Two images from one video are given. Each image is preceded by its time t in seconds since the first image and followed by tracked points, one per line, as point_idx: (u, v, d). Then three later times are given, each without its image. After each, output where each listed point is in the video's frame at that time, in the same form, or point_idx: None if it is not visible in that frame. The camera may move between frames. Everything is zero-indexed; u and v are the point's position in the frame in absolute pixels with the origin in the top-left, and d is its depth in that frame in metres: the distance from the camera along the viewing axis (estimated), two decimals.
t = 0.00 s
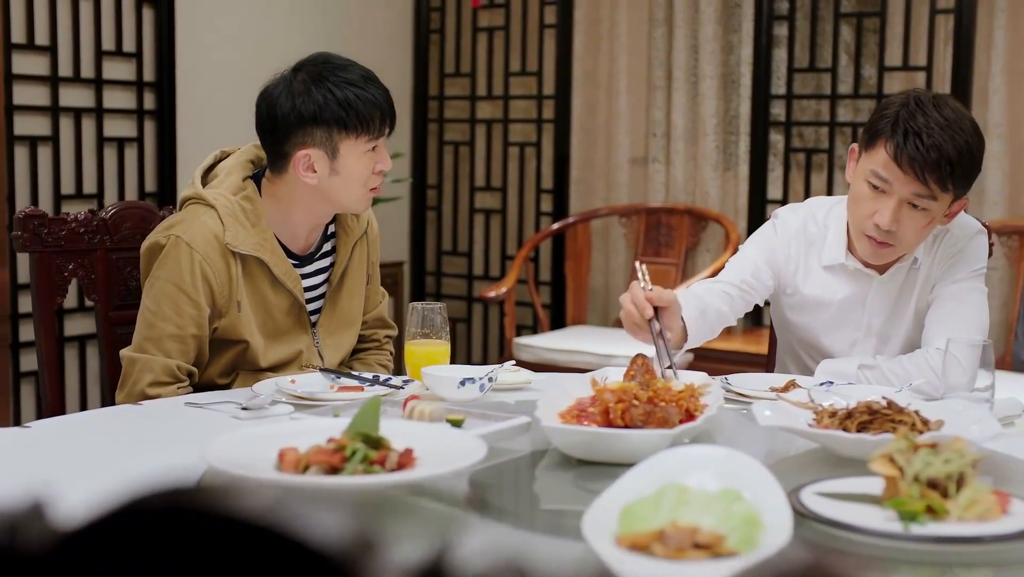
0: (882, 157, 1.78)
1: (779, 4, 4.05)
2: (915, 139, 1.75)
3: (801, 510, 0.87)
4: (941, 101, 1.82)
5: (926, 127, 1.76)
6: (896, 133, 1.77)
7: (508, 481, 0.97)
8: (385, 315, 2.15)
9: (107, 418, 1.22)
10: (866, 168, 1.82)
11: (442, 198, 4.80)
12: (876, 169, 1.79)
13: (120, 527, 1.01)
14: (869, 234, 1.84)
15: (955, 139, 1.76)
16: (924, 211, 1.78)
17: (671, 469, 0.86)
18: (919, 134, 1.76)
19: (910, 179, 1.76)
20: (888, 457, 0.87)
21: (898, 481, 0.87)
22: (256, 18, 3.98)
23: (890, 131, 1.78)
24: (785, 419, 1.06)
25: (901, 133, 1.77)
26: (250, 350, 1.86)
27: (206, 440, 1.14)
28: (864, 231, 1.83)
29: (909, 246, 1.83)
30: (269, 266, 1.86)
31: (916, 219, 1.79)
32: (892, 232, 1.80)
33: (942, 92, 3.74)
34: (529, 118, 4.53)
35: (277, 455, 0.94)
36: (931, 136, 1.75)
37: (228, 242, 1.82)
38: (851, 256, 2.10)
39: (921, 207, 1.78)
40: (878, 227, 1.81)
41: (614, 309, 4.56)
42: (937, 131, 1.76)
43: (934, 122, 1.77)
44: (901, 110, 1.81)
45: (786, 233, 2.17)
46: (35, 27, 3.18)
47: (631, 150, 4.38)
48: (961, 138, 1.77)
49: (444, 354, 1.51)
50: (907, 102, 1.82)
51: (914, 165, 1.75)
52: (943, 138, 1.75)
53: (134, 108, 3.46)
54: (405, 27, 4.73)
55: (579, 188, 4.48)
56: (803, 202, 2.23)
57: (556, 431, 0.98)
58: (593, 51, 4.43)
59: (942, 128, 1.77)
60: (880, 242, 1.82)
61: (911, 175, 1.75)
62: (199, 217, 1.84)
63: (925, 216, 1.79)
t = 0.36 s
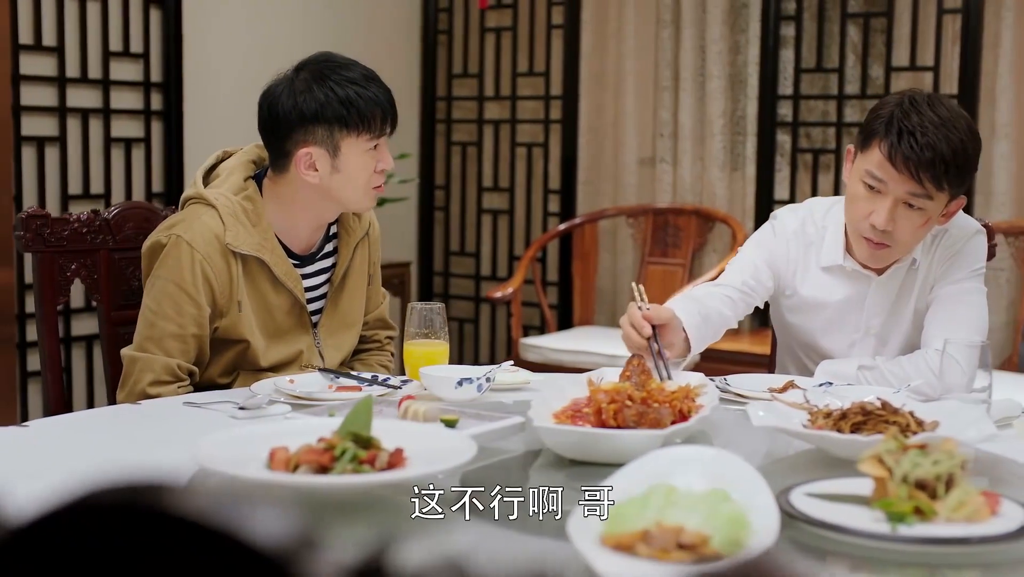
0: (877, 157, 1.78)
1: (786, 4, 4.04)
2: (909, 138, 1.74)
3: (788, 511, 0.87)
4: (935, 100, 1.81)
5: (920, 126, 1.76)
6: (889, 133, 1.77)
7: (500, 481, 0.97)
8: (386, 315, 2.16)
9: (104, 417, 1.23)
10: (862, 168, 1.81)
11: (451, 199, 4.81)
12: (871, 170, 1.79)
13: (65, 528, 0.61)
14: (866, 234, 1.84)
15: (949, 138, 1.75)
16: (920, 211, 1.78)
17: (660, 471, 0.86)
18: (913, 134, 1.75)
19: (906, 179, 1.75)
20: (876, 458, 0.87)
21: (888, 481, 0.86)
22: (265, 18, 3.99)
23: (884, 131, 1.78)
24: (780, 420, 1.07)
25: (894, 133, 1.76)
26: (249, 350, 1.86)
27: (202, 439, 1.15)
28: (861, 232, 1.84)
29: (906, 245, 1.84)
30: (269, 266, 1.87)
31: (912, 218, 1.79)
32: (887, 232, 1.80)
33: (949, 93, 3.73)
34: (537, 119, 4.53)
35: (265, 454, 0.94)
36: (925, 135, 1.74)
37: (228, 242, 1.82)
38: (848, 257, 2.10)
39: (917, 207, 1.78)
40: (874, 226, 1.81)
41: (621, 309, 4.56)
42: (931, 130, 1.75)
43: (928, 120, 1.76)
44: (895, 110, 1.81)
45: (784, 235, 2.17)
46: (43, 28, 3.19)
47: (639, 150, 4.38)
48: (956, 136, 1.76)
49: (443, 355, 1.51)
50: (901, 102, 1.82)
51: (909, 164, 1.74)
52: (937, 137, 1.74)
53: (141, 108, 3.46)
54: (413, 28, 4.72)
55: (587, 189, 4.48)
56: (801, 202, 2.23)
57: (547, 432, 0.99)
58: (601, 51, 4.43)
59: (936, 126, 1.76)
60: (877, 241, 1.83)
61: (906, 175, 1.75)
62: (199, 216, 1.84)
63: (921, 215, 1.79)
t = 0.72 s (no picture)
0: (876, 156, 1.78)
1: (791, 4, 4.04)
2: (908, 138, 1.74)
3: (775, 512, 0.87)
4: (936, 100, 1.81)
5: (920, 126, 1.76)
6: (889, 132, 1.77)
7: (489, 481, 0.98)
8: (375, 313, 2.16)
9: (97, 418, 1.24)
10: (861, 168, 1.81)
11: (456, 200, 4.81)
12: (870, 169, 1.79)
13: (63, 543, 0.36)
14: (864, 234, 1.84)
15: (949, 139, 1.75)
16: (919, 211, 1.78)
17: (647, 470, 0.85)
18: (912, 133, 1.75)
19: (905, 179, 1.75)
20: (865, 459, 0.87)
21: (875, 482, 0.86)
22: (271, 19, 4.01)
23: (883, 130, 1.78)
24: (773, 420, 1.08)
25: (894, 133, 1.76)
26: (243, 348, 1.86)
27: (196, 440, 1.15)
28: (858, 231, 1.84)
29: (904, 245, 1.83)
30: (261, 262, 1.87)
31: (910, 219, 1.79)
32: (886, 231, 1.80)
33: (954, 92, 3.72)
34: (542, 119, 4.53)
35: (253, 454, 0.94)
36: (924, 135, 1.74)
37: (220, 239, 1.83)
38: (847, 256, 2.10)
39: (915, 207, 1.77)
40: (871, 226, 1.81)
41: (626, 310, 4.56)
42: (931, 130, 1.75)
43: (927, 120, 1.76)
44: (895, 110, 1.81)
45: (780, 235, 2.16)
46: (47, 28, 3.20)
47: (644, 150, 4.38)
48: (955, 137, 1.76)
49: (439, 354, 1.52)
50: (902, 102, 1.82)
51: (907, 165, 1.74)
52: (936, 137, 1.74)
53: (146, 109, 3.47)
54: (418, 28, 4.73)
55: (591, 190, 4.48)
56: (799, 201, 2.22)
57: (537, 433, 1.00)
58: (606, 52, 4.43)
59: (935, 127, 1.76)
60: (875, 241, 1.82)
61: (905, 175, 1.75)
62: (190, 214, 1.85)
63: (921, 216, 1.79)
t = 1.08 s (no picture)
0: (873, 156, 1.77)
1: (793, 4, 4.03)
2: (905, 138, 1.74)
3: (762, 512, 0.87)
4: (934, 100, 1.81)
5: (917, 127, 1.75)
6: (886, 132, 1.76)
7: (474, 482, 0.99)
8: (362, 311, 2.17)
9: (92, 417, 1.24)
10: (858, 167, 1.81)
11: (459, 200, 4.81)
12: (867, 169, 1.78)
13: None
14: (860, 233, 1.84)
15: (946, 139, 1.75)
16: (915, 212, 1.78)
17: (634, 470, 0.88)
18: (909, 134, 1.75)
19: (901, 179, 1.75)
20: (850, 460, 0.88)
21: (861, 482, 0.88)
22: (274, 19, 4.01)
23: (880, 130, 1.78)
24: (764, 421, 1.09)
25: (891, 133, 1.76)
26: (227, 346, 1.87)
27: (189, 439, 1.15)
28: (855, 231, 1.84)
29: (901, 244, 1.84)
30: (241, 259, 1.88)
31: (907, 219, 1.79)
32: (882, 231, 1.80)
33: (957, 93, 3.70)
34: (545, 120, 4.52)
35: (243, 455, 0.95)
36: (921, 135, 1.74)
37: (199, 238, 1.83)
38: (844, 256, 2.09)
39: (912, 207, 1.78)
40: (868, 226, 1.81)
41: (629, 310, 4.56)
42: (928, 130, 1.75)
43: (925, 121, 1.76)
44: (893, 109, 1.80)
45: (777, 235, 2.17)
46: (50, 29, 3.21)
47: (647, 151, 4.38)
48: (953, 138, 1.76)
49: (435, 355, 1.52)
50: (899, 101, 1.81)
51: (904, 165, 1.74)
52: (934, 137, 1.74)
53: (148, 109, 3.47)
54: (422, 28, 4.73)
55: (594, 190, 4.47)
56: (798, 202, 2.22)
57: (527, 432, 1.01)
58: (609, 53, 4.43)
59: (933, 127, 1.76)
60: (871, 241, 1.83)
61: (902, 175, 1.75)
62: (169, 215, 1.85)
63: (917, 216, 1.79)
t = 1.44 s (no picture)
0: (859, 159, 1.78)
1: (797, 4, 4.02)
2: (890, 139, 1.74)
3: (753, 517, 0.88)
4: (920, 100, 1.80)
5: (902, 127, 1.75)
6: (871, 134, 1.77)
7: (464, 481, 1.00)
8: (359, 311, 2.18)
9: (87, 417, 1.24)
10: (845, 170, 1.81)
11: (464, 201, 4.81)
12: (854, 171, 1.78)
13: None
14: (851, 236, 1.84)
15: (931, 138, 1.74)
16: (904, 212, 1.78)
17: (626, 470, 0.91)
18: (894, 135, 1.75)
19: (887, 180, 1.75)
20: (839, 461, 0.90)
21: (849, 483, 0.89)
22: (276, 20, 4.02)
23: (866, 133, 1.78)
24: (757, 421, 1.09)
25: (875, 135, 1.76)
26: (221, 346, 1.87)
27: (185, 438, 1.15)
28: (846, 233, 1.83)
29: (893, 245, 1.83)
30: (233, 258, 1.88)
31: (896, 219, 1.78)
32: (873, 233, 1.79)
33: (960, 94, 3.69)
34: (549, 120, 4.52)
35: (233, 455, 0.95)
36: (906, 136, 1.74)
37: (190, 238, 1.84)
38: (838, 256, 2.09)
39: (901, 207, 1.77)
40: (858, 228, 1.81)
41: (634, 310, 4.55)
42: (913, 131, 1.75)
43: (910, 121, 1.76)
44: (879, 111, 1.81)
45: (768, 237, 2.16)
46: (54, 30, 3.21)
47: (651, 151, 4.37)
48: (939, 137, 1.75)
49: (432, 355, 1.52)
50: (885, 103, 1.82)
51: (890, 165, 1.74)
52: (919, 137, 1.74)
53: (152, 110, 3.48)
54: (426, 28, 4.72)
55: (599, 191, 4.47)
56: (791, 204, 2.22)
57: (519, 432, 1.02)
58: (613, 54, 4.42)
59: (918, 127, 1.75)
60: (863, 243, 1.82)
61: (887, 176, 1.74)
62: (161, 216, 1.85)
63: (906, 216, 1.78)
